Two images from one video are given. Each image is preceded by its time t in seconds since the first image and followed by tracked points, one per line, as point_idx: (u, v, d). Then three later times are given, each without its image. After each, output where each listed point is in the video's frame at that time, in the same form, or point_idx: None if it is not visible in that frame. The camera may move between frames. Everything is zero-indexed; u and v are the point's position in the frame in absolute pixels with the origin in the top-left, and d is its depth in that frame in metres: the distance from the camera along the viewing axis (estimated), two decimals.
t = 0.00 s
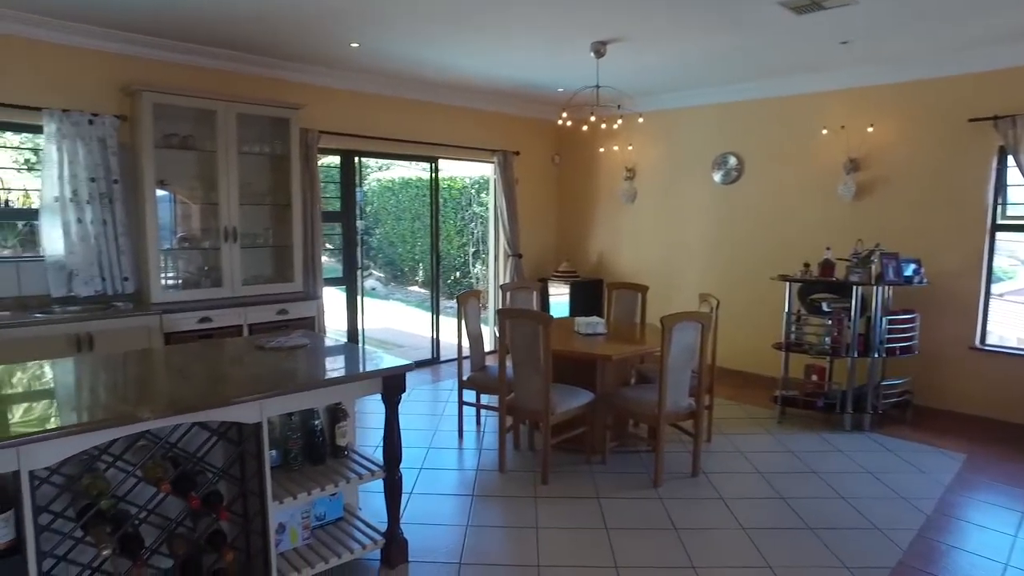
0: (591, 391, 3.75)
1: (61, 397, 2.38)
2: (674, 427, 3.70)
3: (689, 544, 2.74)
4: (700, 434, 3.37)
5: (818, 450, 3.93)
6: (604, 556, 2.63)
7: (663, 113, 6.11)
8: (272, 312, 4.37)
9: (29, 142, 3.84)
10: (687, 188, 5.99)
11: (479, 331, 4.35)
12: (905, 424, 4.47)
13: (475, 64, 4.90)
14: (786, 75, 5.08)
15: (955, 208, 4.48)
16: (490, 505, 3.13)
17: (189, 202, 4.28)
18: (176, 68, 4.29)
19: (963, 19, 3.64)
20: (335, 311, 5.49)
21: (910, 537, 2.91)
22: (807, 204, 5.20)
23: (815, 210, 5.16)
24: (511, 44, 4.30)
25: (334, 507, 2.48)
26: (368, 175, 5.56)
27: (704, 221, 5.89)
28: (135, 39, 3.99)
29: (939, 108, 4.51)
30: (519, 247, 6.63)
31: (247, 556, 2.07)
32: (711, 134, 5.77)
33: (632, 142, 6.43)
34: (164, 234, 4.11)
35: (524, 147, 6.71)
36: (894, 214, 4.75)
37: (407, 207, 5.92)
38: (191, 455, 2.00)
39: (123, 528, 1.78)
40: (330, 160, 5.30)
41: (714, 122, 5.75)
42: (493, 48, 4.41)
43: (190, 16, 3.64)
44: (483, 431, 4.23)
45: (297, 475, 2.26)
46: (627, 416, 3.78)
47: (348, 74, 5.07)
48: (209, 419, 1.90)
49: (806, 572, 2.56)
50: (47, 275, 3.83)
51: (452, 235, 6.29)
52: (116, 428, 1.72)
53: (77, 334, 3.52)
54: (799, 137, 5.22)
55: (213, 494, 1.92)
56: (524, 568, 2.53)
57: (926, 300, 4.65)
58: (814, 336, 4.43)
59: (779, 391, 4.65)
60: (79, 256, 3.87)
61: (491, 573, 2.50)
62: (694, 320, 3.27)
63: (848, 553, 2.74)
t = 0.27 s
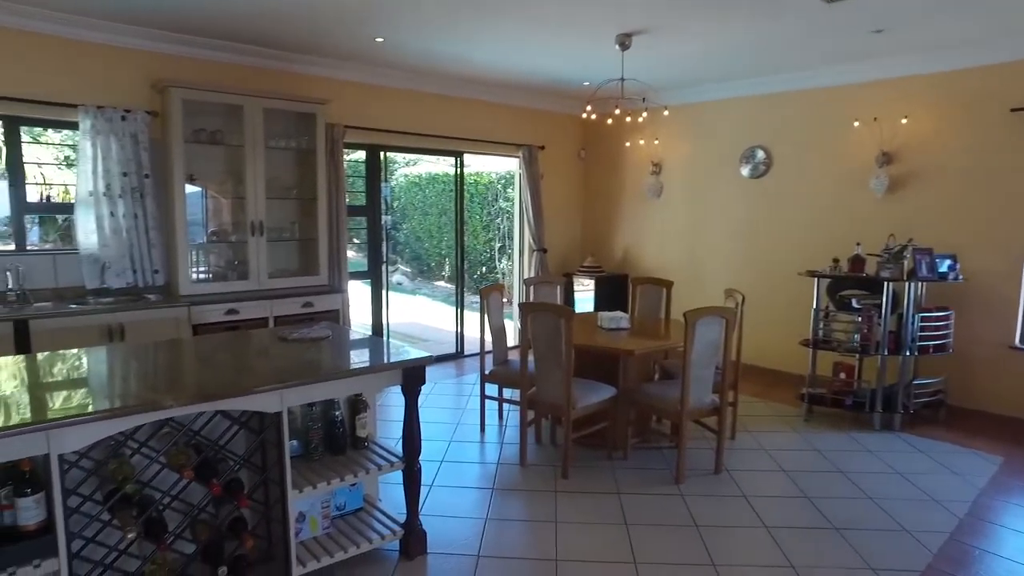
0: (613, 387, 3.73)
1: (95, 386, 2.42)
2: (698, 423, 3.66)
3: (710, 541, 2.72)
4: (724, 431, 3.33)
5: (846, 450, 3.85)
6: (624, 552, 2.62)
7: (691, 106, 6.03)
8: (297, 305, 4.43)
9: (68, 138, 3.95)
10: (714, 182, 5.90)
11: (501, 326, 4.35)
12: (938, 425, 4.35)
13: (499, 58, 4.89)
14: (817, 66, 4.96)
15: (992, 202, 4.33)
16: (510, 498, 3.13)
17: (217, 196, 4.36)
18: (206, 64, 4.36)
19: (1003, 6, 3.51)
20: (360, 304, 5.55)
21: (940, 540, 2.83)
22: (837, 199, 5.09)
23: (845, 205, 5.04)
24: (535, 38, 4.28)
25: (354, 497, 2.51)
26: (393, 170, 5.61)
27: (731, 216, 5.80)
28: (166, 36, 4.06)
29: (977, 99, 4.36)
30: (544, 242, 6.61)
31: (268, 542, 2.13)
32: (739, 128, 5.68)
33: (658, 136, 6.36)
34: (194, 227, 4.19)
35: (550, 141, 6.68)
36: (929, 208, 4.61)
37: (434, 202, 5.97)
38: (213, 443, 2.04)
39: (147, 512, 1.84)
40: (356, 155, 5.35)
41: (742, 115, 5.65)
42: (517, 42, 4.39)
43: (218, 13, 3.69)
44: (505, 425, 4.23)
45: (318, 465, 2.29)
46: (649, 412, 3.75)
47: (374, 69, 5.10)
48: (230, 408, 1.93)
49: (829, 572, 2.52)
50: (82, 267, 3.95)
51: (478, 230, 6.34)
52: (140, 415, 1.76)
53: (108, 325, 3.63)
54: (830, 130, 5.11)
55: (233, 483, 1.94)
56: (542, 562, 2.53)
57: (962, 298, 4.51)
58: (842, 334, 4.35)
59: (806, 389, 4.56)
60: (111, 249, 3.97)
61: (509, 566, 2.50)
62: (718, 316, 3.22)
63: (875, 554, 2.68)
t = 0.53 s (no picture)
0: (632, 381, 3.71)
1: (125, 374, 2.49)
2: (718, 419, 3.62)
3: (728, 536, 2.69)
4: (743, 426, 3.29)
5: (871, 448, 3.78)
6: (640, 546, 2.61)
7: (715, 100, 5.95)
8: (320, 298, 4.50)
9: (101, 135, 4.08)
10: (738, 176, 5.82)
11: (521, 320, 4.36)
12: (968, 424, 4.24)
13: (520, 52, 4.88)
14: (845, 57, 4.86)
15: None
16: (527, 490, 3.14)
17: (242, 189, 4.42)
18: (231, 60, 4.43)
19: None
20: (382, 297, 5.60)
21: (966, 540, 2.77)
22: (864, 193, 4.98)
23: (873, 199, 4.93)
24: (556, 31, 4.26)
25: (371, 487, 2.54)
26: (416, 165, 5.64)
27: (755, 211, 5.71)
28: (193, 33, 4.14)
29: (1012, 89, 4.22)
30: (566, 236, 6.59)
31: (285, 529, 2.16)
32: (764, 121, 5.59)
33: (682, 129, 6.29)
34: (219, 221, 4.27)
35: (572, 136, 6.66)
36: (960, 202, 4.49)
37: (458, 197, 6.01)
38: (233, 430, 2.08)
39: (169, 496, 1.89)
40: (378, 149, 5.39)
41: (768, 108, 5.56)
42: (537, 36, 4.37)
43: (242, 10, 3.74)
44: (525, 419, 4.25)
45: (335, 454, 2.32)
46: (669, 407, 3.72)
47: (396, 64, 5.12)
48: (249, 395, 1.97)
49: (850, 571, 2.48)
50: (112, 259, 4.06)
51: (502, 226, 6.38)
52: (161, 400, 1.81)
53: (136, 316, 3.72)
54: (858, 122, 5.00)
55: (251, 469, 1.98)
56: (557, 555, 2.53)
57: (994, 295, 4.39)
58: (869, 330, 4.25)
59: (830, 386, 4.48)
60: (140, 242, 4.07)
61: (524, 557, 2.51)
62: (739, 310, 3.18)
63: (897, 553, 2.63)
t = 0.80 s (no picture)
0: (654, 375, 3.69)
1: (155, 364, 2.56)
2: (740, 415, 3.59)
3: (747, 532, 2.68)
4: (765, 422, 3.26)
5: (898, 447, 3.71)
6: (658, 540, 2.61)
7: (742, 92, 5.86)
8: (344, 290, 4.56)
9: (135, 131, 4.20)
10: (765, 170, 5.74)
11: (543, 314, 4.36)
12: (1001, 424, 4.13)
13: (543, 46, 4.87)
14: (876, 48, 4.75)
15: None
16: (547, 483, 3.16)
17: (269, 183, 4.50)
18: (258, 56, 4.50)
19: None
20: (406, 290, 5.66)
21: (994, 542, 2.70)
22: (895, 187, 4.87)
23: (904, 193, 4.82)
24: (578, 24, 4.24)
25: (391, 476, 2.57)
26: (440, 159, 5.67)
27: (782, 206, 5.62)
28: (221, 30, 4.21)
29: None
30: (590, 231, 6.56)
31: (307, 516, 2.21)
32: (792, 114, 5.49)
33: (708, 123, 6.22)
34: (246, 214, 4.35)
35: (597, 129, 6.62)
36: (995, 196, 4.36)
37: (484, 191, 6.05)
38: (256, 418, 2.13)
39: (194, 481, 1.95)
40: (403, 144, 5.44)
41: (795, 100, 5.46)
42: (560, 29, 4.36)
43: (268, 6, 3.80)
44: (546, 412, 4.26)
45: (356, 443, 2.37)
46: (690, 402, 3.70)
47: (421, 59, 5.15)
48: (271, 384, 2.02)
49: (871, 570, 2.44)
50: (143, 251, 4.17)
51: (528, 220, 6.41)
52: (186, 386, 1.86)
53: (166, 307, 3.82)
54: (889, 115, 4.88)
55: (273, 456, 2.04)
56: (574, 547, 2.54)
57: None
58: (896, 327, 4.20)
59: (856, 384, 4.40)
60: (170, 235, 4.17)
61: (541, 549, 2.53)
62: (761, 305, 3.15)
63: (922, 553, 2.58)
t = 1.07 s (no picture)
0: (675, 367, 3.68)
1: (185, 350, 2.64)
2: (761, 408, 3.56)
3: (765, 526, 2.67)
4: (788, 416, 3.23)
5: (924, 443, 3.64)
6: (674, 531, 2.61)
7: (770, 82, 5.76)
8: (368, 280, 4.63)
9: (167, 123, 4.30)
10: (792, 161, 5.64)
11: (565, 305, 4.37)
12: None
13: (566, 36, 4.84)
14: (909, 35, 4.62)
15: None
16: (567, 473, 3.18)
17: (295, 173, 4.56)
18: (284, 48, 4.56)
19: None
20: (430, 280, 5.70)
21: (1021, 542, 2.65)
22: (927, 177, 4.74)
23: (937, 184, 4.69)
24: (601, 14, 4.21)
25: (411, 463, 2.62)
26: (464, 150, 5.69)
27: (810, 197, 5.53)
28: (248, 23, 4.28)
29: None
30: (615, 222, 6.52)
31: (328, 500, 2.27)
32: (821, 103, 5.38)
33: (734, 113, 6.13)
34: (272, 205, 4.42)
35: (622, 120, 6.57)
36: None
37: (509, 181, 6.07)
38: (279, 404, 2.18)
39: (220, 464, 2.02)
40: (428, 134, 5.47)
41: (825, 89, 5.35)
42: (583, 19, 4.33)
43: None
44: (567, 403, 4.27)
45: (377, 430, 2.41)
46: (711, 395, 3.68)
47: (444, 50, 5.16)
48: (293, 371, 2.06)
49: (891, 566, 2.42)
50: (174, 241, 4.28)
51: (553, 210, 6.41)
52: (211, 372, 1.92)
53: (194, 296, 3.92)
54: (922, 104, 4.76)
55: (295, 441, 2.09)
56: (591, 537, 2.56)
57: None
58: (925, 322, 4.14)
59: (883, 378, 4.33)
60: (199, 225, 4.27)
61: (558, 537, 2.55)
62: (785, 298, 3.11)
63: (945, 551, 2.54)
